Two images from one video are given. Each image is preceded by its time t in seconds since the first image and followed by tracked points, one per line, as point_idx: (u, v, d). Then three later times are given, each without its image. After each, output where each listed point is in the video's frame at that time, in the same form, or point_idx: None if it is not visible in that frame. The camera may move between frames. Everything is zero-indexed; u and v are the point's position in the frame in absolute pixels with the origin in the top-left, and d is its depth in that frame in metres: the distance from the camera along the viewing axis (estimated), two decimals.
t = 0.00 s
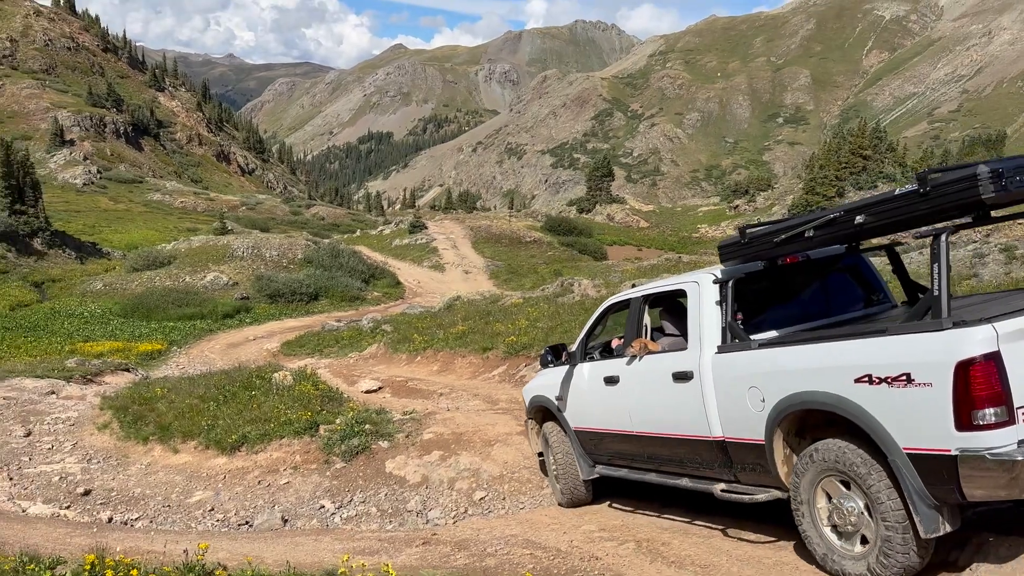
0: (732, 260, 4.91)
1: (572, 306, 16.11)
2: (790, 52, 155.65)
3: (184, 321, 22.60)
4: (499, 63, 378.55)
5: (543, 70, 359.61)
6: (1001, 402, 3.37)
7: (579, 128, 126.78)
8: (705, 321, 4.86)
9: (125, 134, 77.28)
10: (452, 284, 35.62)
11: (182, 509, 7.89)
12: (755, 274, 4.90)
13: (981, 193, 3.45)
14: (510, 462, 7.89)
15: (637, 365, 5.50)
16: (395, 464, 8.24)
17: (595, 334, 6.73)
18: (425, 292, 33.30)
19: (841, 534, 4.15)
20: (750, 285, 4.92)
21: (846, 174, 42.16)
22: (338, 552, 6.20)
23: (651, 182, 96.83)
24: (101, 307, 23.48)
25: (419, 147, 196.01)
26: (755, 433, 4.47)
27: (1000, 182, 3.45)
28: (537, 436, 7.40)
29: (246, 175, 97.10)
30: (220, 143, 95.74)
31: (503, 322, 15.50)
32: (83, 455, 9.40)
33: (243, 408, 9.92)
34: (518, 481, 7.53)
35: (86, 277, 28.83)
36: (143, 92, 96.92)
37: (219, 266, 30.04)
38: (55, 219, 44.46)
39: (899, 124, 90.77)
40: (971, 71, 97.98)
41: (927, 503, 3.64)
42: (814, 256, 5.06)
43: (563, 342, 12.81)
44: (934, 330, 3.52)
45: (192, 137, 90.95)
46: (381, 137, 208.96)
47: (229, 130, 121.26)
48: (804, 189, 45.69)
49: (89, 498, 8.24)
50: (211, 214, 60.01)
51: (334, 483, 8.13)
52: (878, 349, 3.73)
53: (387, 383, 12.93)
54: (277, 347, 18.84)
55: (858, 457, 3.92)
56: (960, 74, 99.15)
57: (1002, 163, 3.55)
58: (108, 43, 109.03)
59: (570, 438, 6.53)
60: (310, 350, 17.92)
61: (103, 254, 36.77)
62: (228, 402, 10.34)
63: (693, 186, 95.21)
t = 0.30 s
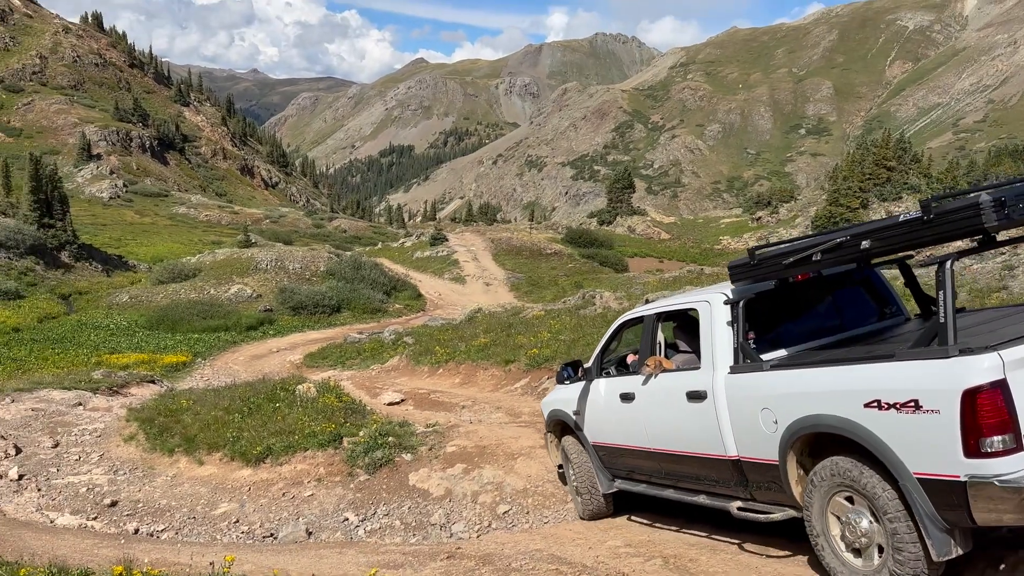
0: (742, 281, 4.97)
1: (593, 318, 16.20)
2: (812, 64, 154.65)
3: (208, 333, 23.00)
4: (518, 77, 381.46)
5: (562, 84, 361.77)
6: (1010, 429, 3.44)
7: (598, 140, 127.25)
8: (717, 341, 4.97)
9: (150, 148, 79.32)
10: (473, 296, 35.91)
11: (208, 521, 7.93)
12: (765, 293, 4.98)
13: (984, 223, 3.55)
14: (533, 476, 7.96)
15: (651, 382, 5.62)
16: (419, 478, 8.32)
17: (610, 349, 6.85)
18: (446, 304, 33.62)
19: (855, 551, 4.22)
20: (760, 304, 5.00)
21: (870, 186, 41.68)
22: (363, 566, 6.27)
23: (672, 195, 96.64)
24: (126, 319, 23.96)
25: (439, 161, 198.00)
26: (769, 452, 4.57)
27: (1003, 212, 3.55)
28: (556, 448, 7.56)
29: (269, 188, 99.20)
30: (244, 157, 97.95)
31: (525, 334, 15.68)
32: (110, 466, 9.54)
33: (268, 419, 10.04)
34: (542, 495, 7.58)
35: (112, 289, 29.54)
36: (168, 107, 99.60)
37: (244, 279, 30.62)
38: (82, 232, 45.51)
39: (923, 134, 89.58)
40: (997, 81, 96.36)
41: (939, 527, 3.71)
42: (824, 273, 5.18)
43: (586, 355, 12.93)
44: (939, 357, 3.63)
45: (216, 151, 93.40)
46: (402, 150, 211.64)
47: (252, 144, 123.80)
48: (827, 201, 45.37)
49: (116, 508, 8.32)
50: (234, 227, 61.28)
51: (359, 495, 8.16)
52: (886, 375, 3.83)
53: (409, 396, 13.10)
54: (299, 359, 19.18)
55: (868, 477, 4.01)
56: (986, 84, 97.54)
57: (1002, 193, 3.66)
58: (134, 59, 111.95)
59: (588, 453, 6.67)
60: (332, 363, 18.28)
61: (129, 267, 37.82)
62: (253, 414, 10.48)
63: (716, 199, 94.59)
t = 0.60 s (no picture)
0: (751, 293, 5.01)
1: (612, 330, 16.23)
2: (833, 73, 153.44)
3: (229, 344, 23.40)
4: (536, 89, 383.72)
5: (580, 96, 363.18)
6: (1010, 443, 3.46)
7: (616, 151, 127.32)
8: (725, 351, 5.01)
9: (173, 161, 81.13)
10: (491, 307, 36.07)
11: (227, 532, 8.03)
12: (774, 305, 5.02)
13: (985, 241, 3.58)
14: (552, 489, 7.97)
15: (662, 390, 5.66)
16: (438, 490, 8.39)
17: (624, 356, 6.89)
18: (464, 315, 33.82)
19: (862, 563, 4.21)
20: (769, 316, 5.03)
21: (892, 196, 41.12)
22: None
23: (691, 206, 96.33)
24: (149, 331, 24.47)
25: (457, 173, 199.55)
26: (776, 462, 4.60)
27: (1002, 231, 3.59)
28: (570, 455, 7.63)
29: (290, 201, 100.89)
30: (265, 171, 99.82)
31: (543, 346, 15.74)
32: (131, 477, 9.76)
33: (287, 430, 10.18)
34: (561, 508, 7.55)
35: (134, 301, 30.19)
36: (190, 121, 101.88)
37: (264, 290, 31.10)
38: (106, 245, 46.56)
39: (945, 143, 88.14)
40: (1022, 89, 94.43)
41: (940, 538, 3.73)
42: (835, 285, 5.18)
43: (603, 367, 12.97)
44: (943, 371, 3.63)
45: (237, 164, 95.36)
46: (420, 163, 213.87)
47: (273, 157, 126.01)
48: (848, 211, 44.84)
49: (137, 520, 8.46)
50: (255, 239, 62.32)
51: (377, 507, 8.25)
52: (890, 387, 3.86)
53: (428, 407, 13.23)
54: (318, 371, 19.46)
55: (872, 487, 4.03)
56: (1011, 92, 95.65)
57: (1003, 213, 3.71)
58: (157, 74, 114.60)
59: (601, 460, 6.70)
60: (351, 374, 18.49)
61: (151, 279, 38.64)
62: (273, 424, 10.63)
63: (735, 209, 93.95)
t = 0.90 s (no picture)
0: (762, 300, 5.13)
1: (627, 339, 16.28)
2: (849, 81, 152.49)
3: (246, 354, 23.73)
4: (550, 99, 385.75)
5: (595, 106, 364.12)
6: (1004, 457, 3.54)
7: (631, 160, 127.42)
8: (735, 358, 5.10)
9: (191, 173, 82.61)
10: (506, 317, 36.26)
11: (245, 541, 8.10)
12: (785, 311, 5.09)
13: (988, 258, 3.67)
14: (568, 499, 7.98)
15: (672, 394, 5.77)
16: (454, 500, 8.44)
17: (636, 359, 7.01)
18: (480, 325, 33.99)
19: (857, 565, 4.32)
20: (779, 324, 5.13)
21: (910, 205, 40.73)
22: None
23: (706, 215, 96.01)
24: (167, 341, 24.87)
25: (472, 184, 200.68)
26: (780, 468, 4.70)
27: (1008, 250, 3.65)
28: (582, 455, 7.73)
29: (306, 212, 102.29)
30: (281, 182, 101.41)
31: (560, 355, 15.83)
32: (149, 487, 9.85)
33: (304, 440, 10.30)
34: (577, 518, 7.55)
35: (152, 312, 30.77)
36: (207, 133, 103.74)
37: (280, 300, 31.50)
38: (124, 256, 47.36)
39: (964, 151, 87.01)
40: None
41: (936, 547, 3.81)
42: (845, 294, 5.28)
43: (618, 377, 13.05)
44: (942, 385, 3.72)
45: (254, 175, 96.89)
46: (435, 173, 215.66)
47: (289, 169, 127.77)
48: (866, 219, 44.46)
49: (155, 529, 8.52)
50: (272, 250, 63.16)
51: (393, 517, 8.28)
52: (893, 400, 3.93)
53: (443, 417, 13.36)
54: (335, 381, 19.71)
55: (872, 496, 4.11)
56: None
57: (1004, 230, 3.81)
58: (175, 87, 116.84)
59: (611, 458, 6.79)
60: (367, 384, 18.69)
61: (168, 289, 39.31)
62: (289, 434, 10.72)
63: (751, 218, 93.40)
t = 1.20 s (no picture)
0: (767, 306, 5.23)
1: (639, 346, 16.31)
2: (860, 87, 151.77)
3: (259, 362, 24.01)
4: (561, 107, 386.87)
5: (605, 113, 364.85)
6: (995, 464, 3.60)
7: (642, 168, 127.41)
8: (739, 362, 5.17)
9: (204, 182, 83.78)
10: (517, 324, 36.33)
11: (257, 550, 8.20)
12: (790, 317, 5.18)
13: (983, 271, 3.73)
14: (580, 507, 7.95)
15: (678, 395, 5.84)
16: (465, 508, 8.50)
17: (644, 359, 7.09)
18: (491, 332, 34.10)
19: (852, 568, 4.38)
20: (784, 328, 5.22)
21: (923, 211, 40.40)
22: None
23: (718, 221, 95.76)
24: (180, 350, 25.18)
25: (484, 191, 201.36)
26: (779, 471, 4.78)
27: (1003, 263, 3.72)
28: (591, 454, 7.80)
29: (318, 220, 103.35)
30: (294, 191, 102.63)
31: (571, 362, 15.88)
32: (162, 495, 10.00)
33: (316, 448, 10.43)
34: (588, 526, 7.53)
35: (165, 320, 31.18)
36: (220, 142, 105.16)
37: (293, 308, 31.82)
38: (138, 265, 47.97)
39: (977, 157, 86.14)
40: None
41: (927, 552, 3.86)
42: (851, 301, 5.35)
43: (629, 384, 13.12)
44: (935, 394, 3.78)
45: (267, 185, 98.05)
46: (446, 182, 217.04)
47: (301, 177, 129.04)
48: (879, 226, 44.12)
49: (167, 537, 8.62)
50: (284, 258, 63.73)
51: (405, 525, 8.34)
52: (887, 407, 4.00)
53: (455, 425, 13.45)
54: (346, 388, 19.85)
55: (866, 500, 4.20)
56: None
57: (999, 244, 3.87)
58: (188, 97, 118.68)
59: (618, 457, 6.88)
60: (379, 391, 18.81)
61: (182, 297, 39.82)
62: (301, 442, 10.85)
63: (763, 224, 93.00)
